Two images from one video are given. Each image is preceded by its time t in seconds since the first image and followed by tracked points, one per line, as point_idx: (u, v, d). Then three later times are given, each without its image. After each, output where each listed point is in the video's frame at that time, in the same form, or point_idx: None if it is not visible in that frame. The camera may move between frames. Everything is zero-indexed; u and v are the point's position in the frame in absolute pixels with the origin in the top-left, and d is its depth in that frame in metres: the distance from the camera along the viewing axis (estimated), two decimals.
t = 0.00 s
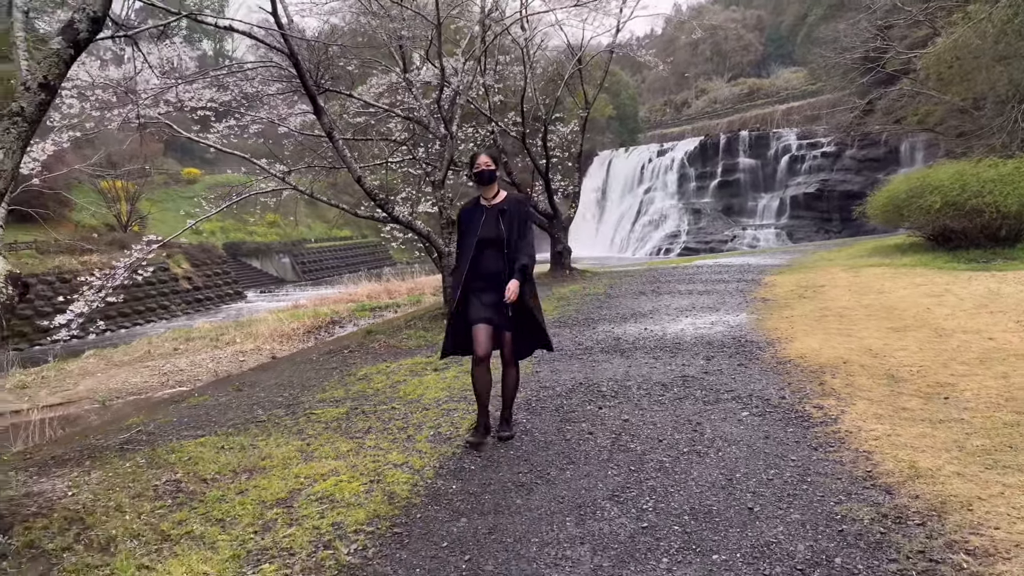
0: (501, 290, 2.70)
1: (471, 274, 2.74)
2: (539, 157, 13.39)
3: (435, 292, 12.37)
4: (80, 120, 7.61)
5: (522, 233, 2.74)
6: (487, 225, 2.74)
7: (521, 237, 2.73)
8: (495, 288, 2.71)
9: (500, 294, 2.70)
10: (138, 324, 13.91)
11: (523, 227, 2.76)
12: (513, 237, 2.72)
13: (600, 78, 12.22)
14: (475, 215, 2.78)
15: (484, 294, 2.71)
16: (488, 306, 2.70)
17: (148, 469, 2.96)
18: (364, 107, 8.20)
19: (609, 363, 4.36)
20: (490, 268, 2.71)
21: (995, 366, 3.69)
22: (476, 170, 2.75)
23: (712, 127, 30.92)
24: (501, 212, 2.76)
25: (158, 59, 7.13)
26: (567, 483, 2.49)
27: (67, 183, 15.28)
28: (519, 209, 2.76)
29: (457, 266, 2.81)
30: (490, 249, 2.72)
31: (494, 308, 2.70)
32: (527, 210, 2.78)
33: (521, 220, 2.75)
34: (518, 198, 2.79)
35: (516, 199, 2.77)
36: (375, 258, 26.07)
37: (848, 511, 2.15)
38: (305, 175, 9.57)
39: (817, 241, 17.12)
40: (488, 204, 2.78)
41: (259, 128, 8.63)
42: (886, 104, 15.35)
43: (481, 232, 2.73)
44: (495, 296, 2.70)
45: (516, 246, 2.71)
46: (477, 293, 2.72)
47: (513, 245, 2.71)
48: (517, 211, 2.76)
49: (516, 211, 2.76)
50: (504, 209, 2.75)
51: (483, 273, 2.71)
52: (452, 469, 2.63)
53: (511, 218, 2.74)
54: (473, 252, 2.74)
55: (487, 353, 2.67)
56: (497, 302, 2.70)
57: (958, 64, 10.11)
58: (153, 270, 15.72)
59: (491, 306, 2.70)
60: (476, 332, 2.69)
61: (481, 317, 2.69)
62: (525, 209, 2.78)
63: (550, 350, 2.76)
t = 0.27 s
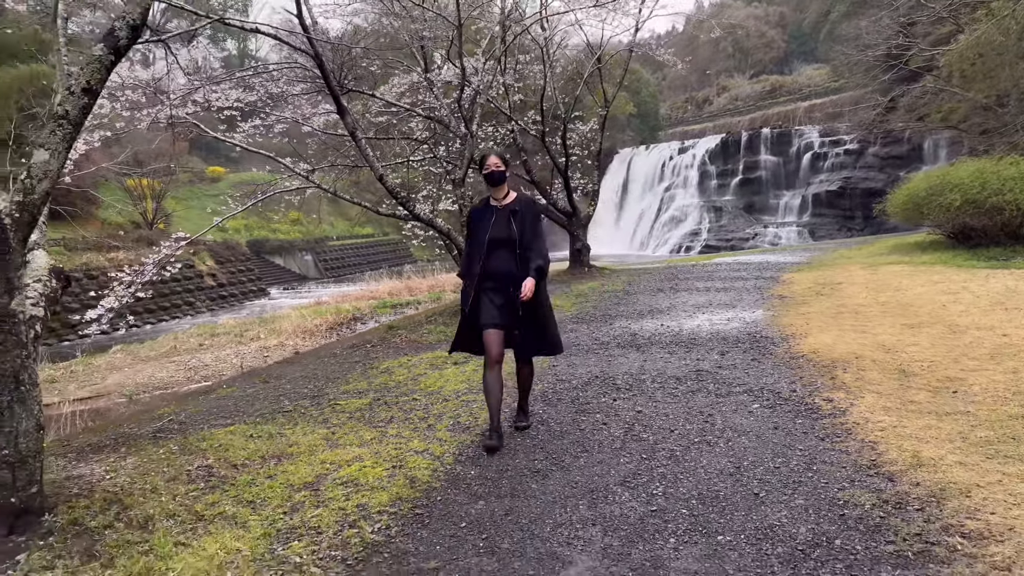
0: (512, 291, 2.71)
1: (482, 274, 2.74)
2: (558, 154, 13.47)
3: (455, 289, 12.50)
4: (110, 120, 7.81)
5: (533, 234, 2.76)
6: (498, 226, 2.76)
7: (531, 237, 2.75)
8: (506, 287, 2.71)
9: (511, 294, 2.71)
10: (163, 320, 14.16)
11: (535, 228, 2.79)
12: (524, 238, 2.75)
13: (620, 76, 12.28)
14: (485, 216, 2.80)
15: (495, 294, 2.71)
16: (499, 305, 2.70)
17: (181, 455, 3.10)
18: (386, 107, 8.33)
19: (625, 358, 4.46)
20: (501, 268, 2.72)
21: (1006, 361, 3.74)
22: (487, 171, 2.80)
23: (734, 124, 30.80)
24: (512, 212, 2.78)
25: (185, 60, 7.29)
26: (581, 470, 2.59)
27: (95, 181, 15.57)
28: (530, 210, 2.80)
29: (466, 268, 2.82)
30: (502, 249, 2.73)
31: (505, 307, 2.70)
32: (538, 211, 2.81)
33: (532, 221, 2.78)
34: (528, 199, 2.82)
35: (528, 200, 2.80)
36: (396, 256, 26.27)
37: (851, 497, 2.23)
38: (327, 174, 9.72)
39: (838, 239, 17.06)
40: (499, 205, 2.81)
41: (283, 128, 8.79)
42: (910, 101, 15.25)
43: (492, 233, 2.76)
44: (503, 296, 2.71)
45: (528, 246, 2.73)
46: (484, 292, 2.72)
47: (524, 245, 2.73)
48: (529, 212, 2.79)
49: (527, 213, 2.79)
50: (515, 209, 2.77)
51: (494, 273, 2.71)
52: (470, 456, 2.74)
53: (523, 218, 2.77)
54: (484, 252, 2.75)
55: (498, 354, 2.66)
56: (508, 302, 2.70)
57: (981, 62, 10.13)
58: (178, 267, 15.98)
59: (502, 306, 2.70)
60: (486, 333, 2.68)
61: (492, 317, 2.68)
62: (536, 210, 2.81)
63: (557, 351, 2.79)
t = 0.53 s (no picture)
0: (519, 291, 2.72)
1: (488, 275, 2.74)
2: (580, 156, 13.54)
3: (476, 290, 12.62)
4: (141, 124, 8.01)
5: (538, 235, 2.79)
6: (504, 226, 2.77)
7: (537, 238, 2.78)
8: (513, 288, 2.72)
9: (518, 294, 2.72)
10: (190, 319, 14.43)
11: (540, 230, 2.82)
12: (531, 240, 2.77)
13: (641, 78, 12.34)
14: (491, 216, 2.81)
15: (503, 294, 2.72)
16: (506, 307, 2.71)
17: (213, 447, 3.24)
18: (409, 110, 8.47)
19: (641, 358, 4.55)
20: (508, 269, 2.72)
21: (1018, 362, 3.78)
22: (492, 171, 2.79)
23: (757, 125, 30.66)
24: (518, 213, 2.80)
25: (214, 65, 7.47)
26: (594, 464, 2.70)
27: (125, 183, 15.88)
28: (535, 211, 2.82)
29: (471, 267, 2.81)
30: (510, 250, 2.74)
31: (511, 308, 2.72)
32: (542, 212, 2.84)
33: (537, 222, 2.80)
34: (534, 200, 2.84)
35: (532, 201, 2.82)
36: (419, 256, 26.46)
37: (854, 491, 2.31)
38: (351, 175, 9.88)
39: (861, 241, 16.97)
40: (505, 205, 2.82)
41: (308, 131, 8.95)
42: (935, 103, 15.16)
43: (499, 233, 2.76)
44: (509, 298, 2.72)
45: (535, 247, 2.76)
46: (488, 293, 2.72)
47: (531, 246, 2.75)
48: (534, 214, 2.81)
49: (532, 214, 2.81)
50: (521, 211, 2.79)
51: (500, 274, 2.72)
52: (488, 450, 2.85)
53: (528, 220, 2.79)
54: (490, 253, 2.75)
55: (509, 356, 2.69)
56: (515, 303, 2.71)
57: (1005, 62, 10.06)
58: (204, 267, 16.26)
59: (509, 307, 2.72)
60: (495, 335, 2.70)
61: (500, 318, 2.70)
62: (541, 212, 2.83)
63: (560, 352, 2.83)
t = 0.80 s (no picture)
0: (537, 297, 2.72)
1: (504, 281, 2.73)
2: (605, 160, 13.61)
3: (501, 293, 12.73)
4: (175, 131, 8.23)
5: (552, 239, 2.77)
6: (519, 231, 2.74)
7: (551, 243, 2.76)
8: (530, 294, 2.71)
9: (536, 299, 2.72)
10: (221, 321, 14.71)
11: (553, 233, 2.79)
12: (545, 244, 2.75)
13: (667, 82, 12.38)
14: (503, 220, 2.77)
15: (520, 300, 2.71)
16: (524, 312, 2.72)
17: (243, 443, 3.37)
18: (435, 116, 8.61)
19: (660, 362, 4.62)
20: (525, 274, 2.70)
21: None
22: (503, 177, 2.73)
23: (786, 128, 30.46)
24: (531, 217, 2.76)
25: (246, 74, 7.66)
26: (608, 463, 2.78)
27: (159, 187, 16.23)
28: (547, 214, 2.79)
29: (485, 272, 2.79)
30: (525, 256, 2.72)
31: (530, 313, 2.72)
32: (554, 214, 2.80)
33: (550, 225, 2.78)
34: (545, 203, 2.81)
35: (544, 204, 2.79)
36: (445, 260, 26.66)
37: (861, 491, 2.37)
38: (378, 180, 10.05)
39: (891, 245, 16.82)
40: (517, 209, 2.78)
41: (337, 137, 9.13)
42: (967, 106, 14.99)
43: (513, 238, 2.73)
44: (527, 303, 2.71)
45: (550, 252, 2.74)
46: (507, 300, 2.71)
47: (546, 251, 2.73)
48: (546, 217, 2.78)
49: (544, 217, 2.78)
50: (534, 215, 2.76)
51: (518, 280, 2.70)
52: (506, 448, 2.95)
53: (541, 224, 2.76)
54: (506, 258, 2.73)
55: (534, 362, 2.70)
56: (534, 309, 2.71)
57: None
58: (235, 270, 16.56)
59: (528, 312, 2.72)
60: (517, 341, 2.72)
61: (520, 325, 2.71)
62: (553, 214, 2.80)
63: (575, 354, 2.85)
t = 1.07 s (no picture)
0: (536, 308, 2.74)
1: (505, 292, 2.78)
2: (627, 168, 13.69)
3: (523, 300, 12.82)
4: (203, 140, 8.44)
5: (554, 250, 2.79)
6: (519, 243, 2.78)
7: (554, 255, 2.79)
8: (531, 306, 2.74)
9: (535, 311, 2.75)
10: (248, 326, 14.95)
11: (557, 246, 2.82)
12: (547, 257, 2.78)
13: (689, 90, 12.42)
14: (506, 232, 2.83)
15: (520, 311, 2.75)
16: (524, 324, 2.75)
17: (264, 442, 3.49)
18: (456, 125, 8.75)
19: (673, 368, 4.69)
20: (524, 286, 2.74)
21: None
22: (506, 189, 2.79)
23: (812, 135, 30.28)
24: (532, 230, 2.81)
25: (271, 84, 7.85)
26: (613, 466, 2.85)
27: (188, 194, 16.55)
28: (549, 226, 2.81)
29: (489, 284, 2.85)
30: (526, 268, 2.76)
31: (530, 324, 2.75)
32: (557, 227, 2.83)
33: (552, 237, 2.81)
34: (549, 216, 2.84)
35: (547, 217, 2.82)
36: (469, 266, 26.83)
37: (857, 493, 2.43)
38: (401, 187, 10.21)
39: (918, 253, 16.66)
40: (519, 221, 2.82)
41: (361, 145, 9.29)
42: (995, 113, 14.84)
43: (515, 251, 2.78)
44: (528, 315, 2.74)
45: (551, 264, 2.76)
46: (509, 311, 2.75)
47: (546, 263, 2.75)
48: (549, 229, 2.81)
49: (546, 228, 2.81)
50: (536, 228, 2.80)
51: (519, 291, 2.74)
52: (514, 449, 3.04)
53: (542, 236, 2.79)
54: (506, 270, 2.78)
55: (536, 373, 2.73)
56: (532, 321, 2.73)
57: None
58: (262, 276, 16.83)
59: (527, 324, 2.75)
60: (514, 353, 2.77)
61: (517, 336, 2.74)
62: (557, 227, 2.83)
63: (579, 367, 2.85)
